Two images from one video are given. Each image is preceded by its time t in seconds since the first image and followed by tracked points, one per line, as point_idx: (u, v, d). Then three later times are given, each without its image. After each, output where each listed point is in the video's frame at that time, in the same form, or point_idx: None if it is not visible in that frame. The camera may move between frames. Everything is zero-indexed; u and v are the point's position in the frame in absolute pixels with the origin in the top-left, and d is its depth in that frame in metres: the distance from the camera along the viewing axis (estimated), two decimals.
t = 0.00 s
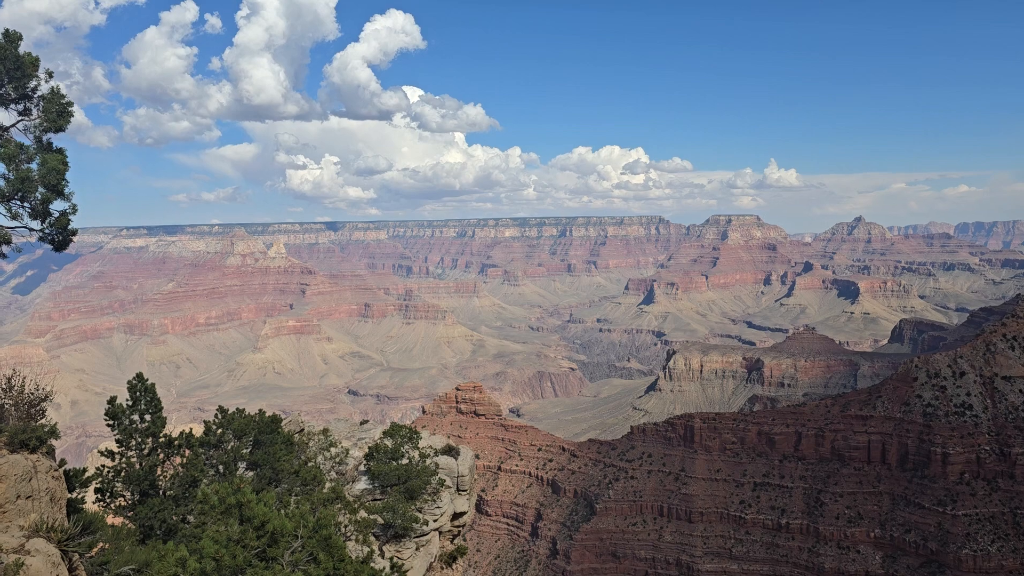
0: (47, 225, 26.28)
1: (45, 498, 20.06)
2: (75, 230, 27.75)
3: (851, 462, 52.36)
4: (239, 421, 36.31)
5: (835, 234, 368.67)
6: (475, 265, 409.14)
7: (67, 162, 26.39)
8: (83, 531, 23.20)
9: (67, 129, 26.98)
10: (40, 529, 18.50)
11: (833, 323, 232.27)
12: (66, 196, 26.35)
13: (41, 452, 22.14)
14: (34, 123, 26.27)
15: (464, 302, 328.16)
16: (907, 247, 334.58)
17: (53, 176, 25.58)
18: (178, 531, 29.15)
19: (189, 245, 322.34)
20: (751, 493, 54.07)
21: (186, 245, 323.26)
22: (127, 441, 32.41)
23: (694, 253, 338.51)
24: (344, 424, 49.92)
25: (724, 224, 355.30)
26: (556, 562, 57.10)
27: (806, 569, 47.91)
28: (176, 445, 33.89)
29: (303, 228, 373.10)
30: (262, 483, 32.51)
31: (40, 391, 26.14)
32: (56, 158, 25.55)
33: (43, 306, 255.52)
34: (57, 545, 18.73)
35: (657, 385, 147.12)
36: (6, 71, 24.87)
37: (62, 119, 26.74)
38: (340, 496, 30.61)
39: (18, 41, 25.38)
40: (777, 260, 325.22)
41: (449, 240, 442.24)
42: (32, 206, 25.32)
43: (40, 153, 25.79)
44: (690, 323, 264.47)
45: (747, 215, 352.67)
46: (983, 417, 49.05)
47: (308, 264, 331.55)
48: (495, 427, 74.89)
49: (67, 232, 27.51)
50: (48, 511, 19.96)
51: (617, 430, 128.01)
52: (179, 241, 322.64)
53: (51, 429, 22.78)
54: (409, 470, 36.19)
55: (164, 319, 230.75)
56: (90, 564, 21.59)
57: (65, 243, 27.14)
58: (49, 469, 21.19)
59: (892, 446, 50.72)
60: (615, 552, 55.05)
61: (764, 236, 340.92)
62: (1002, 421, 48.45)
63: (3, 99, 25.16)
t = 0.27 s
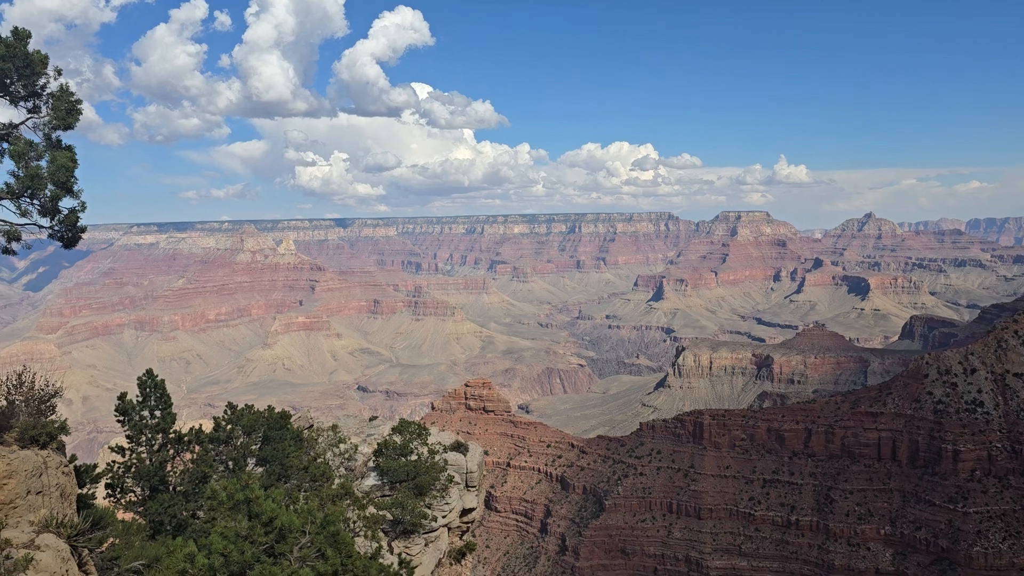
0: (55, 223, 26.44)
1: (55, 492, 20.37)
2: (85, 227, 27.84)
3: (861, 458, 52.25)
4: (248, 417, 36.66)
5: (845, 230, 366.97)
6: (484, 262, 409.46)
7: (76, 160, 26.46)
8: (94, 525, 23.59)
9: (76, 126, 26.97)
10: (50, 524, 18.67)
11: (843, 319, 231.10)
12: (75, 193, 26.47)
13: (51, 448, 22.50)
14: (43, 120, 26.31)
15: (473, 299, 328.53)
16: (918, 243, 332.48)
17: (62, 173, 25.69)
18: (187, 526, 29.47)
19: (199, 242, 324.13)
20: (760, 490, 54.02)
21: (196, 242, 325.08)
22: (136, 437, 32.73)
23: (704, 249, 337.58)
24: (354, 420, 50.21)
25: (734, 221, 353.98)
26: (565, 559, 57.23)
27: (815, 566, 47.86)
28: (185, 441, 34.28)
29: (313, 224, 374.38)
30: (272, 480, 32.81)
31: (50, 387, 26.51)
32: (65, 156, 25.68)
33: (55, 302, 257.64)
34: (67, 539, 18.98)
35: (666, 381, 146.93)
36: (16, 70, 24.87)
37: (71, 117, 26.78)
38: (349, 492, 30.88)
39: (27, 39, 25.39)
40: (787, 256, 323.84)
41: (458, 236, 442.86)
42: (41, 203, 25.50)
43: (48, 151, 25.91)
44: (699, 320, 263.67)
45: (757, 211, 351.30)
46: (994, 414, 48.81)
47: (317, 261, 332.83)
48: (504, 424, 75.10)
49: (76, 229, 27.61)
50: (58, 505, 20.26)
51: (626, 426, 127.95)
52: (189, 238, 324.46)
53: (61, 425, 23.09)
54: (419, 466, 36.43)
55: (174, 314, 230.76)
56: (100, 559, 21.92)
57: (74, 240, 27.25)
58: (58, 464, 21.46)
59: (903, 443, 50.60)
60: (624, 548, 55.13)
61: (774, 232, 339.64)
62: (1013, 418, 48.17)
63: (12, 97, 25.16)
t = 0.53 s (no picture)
0: (63, 220, 26.54)
1: (63, 490, 20.47)
2: (91, 224, 27.88)
3: (869, 455, 52.13)
4: (255, 413, 36.89)
5: (853, 226, 365.75)
6: (491, 259, 409.64)
7: (82, 158, 26.53)
8: (101, 522, 23.76)
9: (82, 124, 27.03)
10: (57, 521, 18.68)
11: (850, 316, 230.12)
12: (82, 191, 26.54)
13: (58, 444, 22.61)
14: (49, 118, 26.41)
15: (480, 296, 328.63)
16: (925, 239, 330.97)
17: (69, 171, 25.80)
18: (194, 523, 29.64)
19: (206, 240, 325.34)
20: (767, 487, 53.87)
21: (203, 239, 326.34)
22: (144, 433, 32.89)
23: (710, 246, 336.86)
24: (360, 416, 50.27)
25: (741, 217, 352.78)
26: (572, 556, 57.20)
27: (822, 563, 47.71)
28: (193, 438, 34.46)
29: (320, 221, 375.24)
30: (279, 476, 32.89)
31: (58, 384, 26.63)
32: (71, 154, 25.74)
33: (63, 299, 259.13)
34: (74, 535, 18.99)
35: (673, 378, 146.76)
36: (22, 67, 24.90)
37: (77, 114, 26.82)
38: (356, 488, 31.08)
39: (33, 37, 25.45)
40: (794, 253, 322.86)
41: (465, 233, 443.28)
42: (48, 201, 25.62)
43: (55, 148, 25.99)
44: (706, 316, 263.01)
45: (764, 208, 350.19)
46: (1003, 410, 48.68)
47: (324, 259, 333.67)
48: (511, 421, 75.15)
49: (83, 226, 27.67)
50: (65, 501, 20.36)
51: (632, 423, 127.84)
52: (196, 235, 325.75)
53: (69, 422, 23.20)
54: (425, 463, 36.61)
55: (182, 312, 233.02)
56: (108, 555, 22.16)
57: (81, 237, 27.31)
58: (66, 461, 21.55)
59: (911, 440, 50.53)
60: (631, 545, 55.07)
61: (781, 228, 338.60)
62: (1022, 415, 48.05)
63: (19, 95, 25.21)
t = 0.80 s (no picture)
0: (67, 218, 26.58)
1: (67, 487, 20.46)
2: (95, 222, 27.90)
3: (874, 452, 52.00)
4: (259, 411, 36.92)
5: (857, 223, 364.76)
6: (494, 257, 409.68)
7: (85, 156, 26.54)
8: (106, 519, 23.82)
9: (86, 122, 27.06)
10: (63, 519, 18.73)
11: (855, 313, 229.50)
12: (85, 189, 26.58)
13: (64, 441, 22.68)
14: (52, 116, 26.42)
15: (484, 294, 328.68)
16: (930, 236, 329.90)
17: (72, 169, 25.81)
18: (200, 520, 29.74)
19: (210, 238, 326.01)
20: (772, 484, 53.77)
21: (207, 237, 327.06)
22: (148, 431, 32.94)
23: (714, 243, 336.28)
24: (365, 414, 50.31)
25: (745, 215, 352.07)
26: (576, 553, 57.20)
27: (827, 560, 47.63)
28: (197, 435, 34.51)
29: (324, 220, 375.76)
30: (283, 474, 32.93)
31: (63, 382, 26.68)
32: (75, 152, 25.77)
33: (68, 298, 259.90)
34: (79, 533, 19.04)
35: (677, 375, 146.52)
36: (26, 66, 24.94)
37: (80, 112, 26.84)
38: (359, 486, 31.12)
39: (37, 36, 25.49)
40: (798, 250, 322.14)
41: (469, 231, 443.29)
42: (52, 200, 25.67)
43: (58, 146, 26.04)
44: (710, 314, 262.59)
45: (768, 205, 349.40)
46: (1008, 408, 48.58)
47: (328, 256, 334.05)
48: (515, 418, 75.14)
49: (87, 224, 27.69)
50: (71, 499, 20.40)
51: (636, 421, 127.79)
52: (200, 233, 326.43)
53: (74, 419, 23.27)
54: (429, 461, 36.62)
55: (187, 310, 233.84)
56: (113, 553, 22.22)
57: (85, 235, 27.34)
58: (71, 459, 21.57)
59: (916, 438, 50.39)
60: (635, 542, 55.05)
61: (785, 226, 337.84)
62: None
63: (23, 94, 25.26)
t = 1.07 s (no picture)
0: (70, 217, 26.61)
1: (70, 485, 20.48)
2: (98, 221, 27.90)
3: (877, 451, 51.93)
4: (262, 410, 36.95)
5: (860, 221, 364.32)
6: (496, 255, 409.61)
7: (88, 155, 26.56)
8: (110, 518, 23.91)
9: (89, 121, 27.08)
10: (65, 517, 18.78)
11: (857, 311, 229.13)
12: (87, 187, 26.59)
13: (68, 439, 22.73)
14: (55, 116, 26.44)
15: (486, 292, 328.66)
16: (933, 234, 329.42)
17: (74, 168, 25.84)
18: (203, 519, 29.79)
19: (213, 237, 326.27)
20: (775, 482, 53.73)
21: (210, 236, 327.38)
22: (151, 430, 32.99)
23: (717, 241, 335.95)
24: (367, 412, 50.35)
25: (748, 213, 351.60)
26: (578, 552, 57.16)
27: (830, 559, 47.59)
28: (200, 433, 34.64)
29: (326, 218, 375.91)
30: (286, 472, 32.97)
31: (66, 381, 26.72)
32: (77, 150, 25.81)
33: (71, 297, 260.19)
34: (82, 531, 19.12)
35: (680, 373, 146.39)
36: (29, 66, 24.95)
37: (83, 111, 26.86)
38: (362, 484, 31.16)
39: (39, 34, 25.49)
40: (801, 248, 321.82)
41: (471, 229, 443.38)
42: (55, 198, 25.68)
43: (62, 146, 26.09)
44: (712, 312, 262.35)
45: (770, 203, 349.06)
46: (1011, 406, 48.64)
47: (330, 255, 334.21)
48: (517, 417, 75.12)
49: (89, 223, 27.67)
50: (74, 497, 20.41)
51: (638, 419, 127.76)
52: (202, 232, 326.79)
53: (77, 418, 23.32)
54: (431, 459, 36.65)
55: (189, 309, 234.27)
56: (117, 550, 22.28)
57: (88, 234, 27.38)
58: (75, 457, 21.59)
59: (919, 435, 50.32)
60: (637, 540, 55.06)
61: (788, 223, 337.52)
62: None
63: (26, 93, 25.30)
